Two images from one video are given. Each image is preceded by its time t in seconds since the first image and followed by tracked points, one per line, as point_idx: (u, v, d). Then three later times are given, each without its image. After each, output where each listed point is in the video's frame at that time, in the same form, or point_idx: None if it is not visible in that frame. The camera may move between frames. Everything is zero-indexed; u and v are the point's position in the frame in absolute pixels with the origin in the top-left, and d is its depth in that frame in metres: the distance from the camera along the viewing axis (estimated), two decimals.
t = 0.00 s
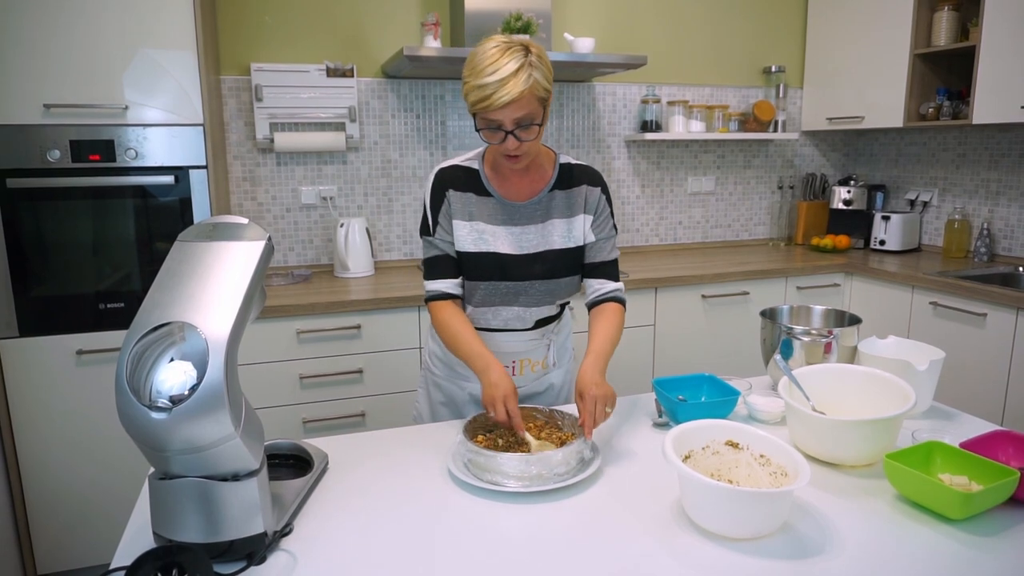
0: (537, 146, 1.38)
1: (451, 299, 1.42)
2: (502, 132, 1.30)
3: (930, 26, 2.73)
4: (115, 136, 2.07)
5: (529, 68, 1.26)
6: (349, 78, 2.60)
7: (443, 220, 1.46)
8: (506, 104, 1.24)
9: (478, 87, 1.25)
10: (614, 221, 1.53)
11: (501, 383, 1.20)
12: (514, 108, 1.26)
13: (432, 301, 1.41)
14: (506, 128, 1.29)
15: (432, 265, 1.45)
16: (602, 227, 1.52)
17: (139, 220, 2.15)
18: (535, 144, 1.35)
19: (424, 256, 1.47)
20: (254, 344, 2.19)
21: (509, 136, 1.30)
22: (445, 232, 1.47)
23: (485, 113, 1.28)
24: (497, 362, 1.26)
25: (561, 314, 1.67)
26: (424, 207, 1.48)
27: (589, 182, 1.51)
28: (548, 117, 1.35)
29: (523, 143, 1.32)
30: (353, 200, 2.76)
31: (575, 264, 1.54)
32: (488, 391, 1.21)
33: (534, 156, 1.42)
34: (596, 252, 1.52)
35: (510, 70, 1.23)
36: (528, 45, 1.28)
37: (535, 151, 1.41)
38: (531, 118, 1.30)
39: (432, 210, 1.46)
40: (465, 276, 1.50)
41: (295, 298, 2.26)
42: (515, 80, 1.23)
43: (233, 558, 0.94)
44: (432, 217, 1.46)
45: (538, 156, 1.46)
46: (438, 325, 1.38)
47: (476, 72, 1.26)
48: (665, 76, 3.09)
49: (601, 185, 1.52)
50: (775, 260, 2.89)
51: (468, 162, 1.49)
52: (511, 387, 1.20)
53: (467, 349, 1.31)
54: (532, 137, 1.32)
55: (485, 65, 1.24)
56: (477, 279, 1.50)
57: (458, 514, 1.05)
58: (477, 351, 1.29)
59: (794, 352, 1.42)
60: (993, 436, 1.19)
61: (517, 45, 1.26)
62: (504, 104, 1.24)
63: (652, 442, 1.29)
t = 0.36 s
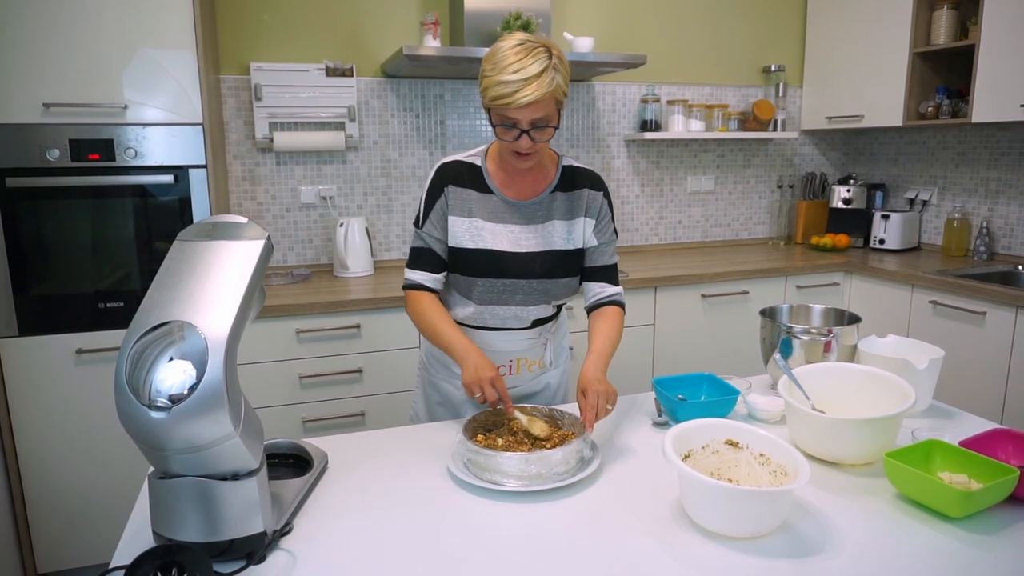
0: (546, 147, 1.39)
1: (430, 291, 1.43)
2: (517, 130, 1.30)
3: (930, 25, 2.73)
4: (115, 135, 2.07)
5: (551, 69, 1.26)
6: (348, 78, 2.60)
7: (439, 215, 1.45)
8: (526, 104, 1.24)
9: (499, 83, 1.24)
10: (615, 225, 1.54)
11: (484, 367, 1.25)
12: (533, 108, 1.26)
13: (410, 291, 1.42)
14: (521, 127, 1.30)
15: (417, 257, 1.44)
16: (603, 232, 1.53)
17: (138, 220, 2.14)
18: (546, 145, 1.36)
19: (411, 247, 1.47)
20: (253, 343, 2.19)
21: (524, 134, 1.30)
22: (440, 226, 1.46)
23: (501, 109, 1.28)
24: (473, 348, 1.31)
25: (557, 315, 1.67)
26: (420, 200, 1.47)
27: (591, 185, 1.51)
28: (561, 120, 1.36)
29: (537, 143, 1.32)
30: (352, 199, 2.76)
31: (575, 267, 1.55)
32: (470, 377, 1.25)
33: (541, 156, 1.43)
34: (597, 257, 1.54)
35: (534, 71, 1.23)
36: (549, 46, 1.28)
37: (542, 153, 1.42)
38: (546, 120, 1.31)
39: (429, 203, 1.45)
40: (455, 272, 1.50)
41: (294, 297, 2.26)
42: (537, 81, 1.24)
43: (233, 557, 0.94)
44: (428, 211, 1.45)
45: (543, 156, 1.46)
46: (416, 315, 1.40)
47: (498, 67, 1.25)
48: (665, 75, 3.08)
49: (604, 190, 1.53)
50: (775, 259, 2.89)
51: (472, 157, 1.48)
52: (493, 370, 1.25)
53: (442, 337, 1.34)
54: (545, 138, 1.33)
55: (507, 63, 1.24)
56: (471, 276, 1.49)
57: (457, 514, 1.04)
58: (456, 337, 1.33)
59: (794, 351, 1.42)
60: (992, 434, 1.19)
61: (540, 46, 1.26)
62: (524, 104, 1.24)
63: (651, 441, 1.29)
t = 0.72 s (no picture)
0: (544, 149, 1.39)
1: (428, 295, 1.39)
2: (518, 131, 1.30)
3: (930, 26, 2.73)
4: (115, 135, 2.07)
5: (555, 72, 1.26)
6: (348, 78, 2.60)
7: (437, 216, 1.43)
8: (529, 107, 1.24)
9: (503, 84, 1.24)
10: (611, 226, 1.55)
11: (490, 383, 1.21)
12: (535, 110, 1.26)
13: (410, 297, 1.38)
14: (522, 129, 1.30)
15: (416, 258, 1.41)
16: (599, 233, 1.54)
17: (138, 220, 2.14)
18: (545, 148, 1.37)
19: (408, 248, 1.43)
20: (254, 344, 2.19)
21: (525, 137, 1.30)
22: (438, 227, 1.44)
23: (503, 110, 1.27)
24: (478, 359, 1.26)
25: (551, 315, 1.68)
26: (417, 201, 1.45)
27: (586, 188, 1.52)
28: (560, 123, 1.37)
29: (537, 146, 1.32)
30: (352, 199, 2.76)
31: (572, 269, 1.56)
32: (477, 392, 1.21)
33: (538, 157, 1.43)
34: (593, 258, 1.55)
35: (538, 74, 1.23)
36: (552, 49, 1.28)
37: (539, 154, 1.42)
38: (547, 123, 1.31)
39: (427, 204, 1.43)
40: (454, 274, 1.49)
41: (294, 297, 2.26)
42: (541, 85, 1.24)
43: (234, 558, 0.94)
44: (426, 212, 1.43)
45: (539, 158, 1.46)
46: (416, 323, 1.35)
47: (501, 68, 1.25)
48: (665, 76, 3.09)
49: (599, 191, 1.53)
50: (776, 260, 2.89)
51: (468, 159, 1.47)
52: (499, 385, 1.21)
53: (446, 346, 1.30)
54: (545, 141, 1.33)
55: (511, 65, 1.24)
56: (469, 278, 1.49)
57: (458, 514, 1.04)
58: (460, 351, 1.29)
59: (795, 352, 1.42)
60: (992, 435, 1.19)
61: (543, 49, 1.26)
62: (527, 107, 1.25)
63: (652, 441, 1.29)
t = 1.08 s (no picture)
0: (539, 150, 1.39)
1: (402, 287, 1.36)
2: (514, 129, 1.30)
3: (930, 26, 2.73)
4: (115, 135, 2.07)
5: (553, 73, 1.27)
6: (348, 78, 2.60)
7: (425, 210, 1.41)
8: (527, 105, 1.24)
9: (501, 81, 1.24)
10: (604, 228, 1.56)
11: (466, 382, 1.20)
12: (532, 109, 1.26)
13: (383, 289, 1.34)
14: (518, 127, 1.29)
15: (394, 249, 1.37)
16: (593, 235, 1.55)
17: (139, 220, 2.14)
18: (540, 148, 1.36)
19: (390, 238, 1.40)
20: (254, 344, 2.18)
21: (521, 135, 1.30)
22: (424, 221, 1.42)
23: (499, 108, 1.27)
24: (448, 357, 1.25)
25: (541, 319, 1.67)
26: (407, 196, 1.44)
27: (580, 190, 1.52)
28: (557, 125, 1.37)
29: (532, 145, 1.32)
30: (353, 200, 2.75)
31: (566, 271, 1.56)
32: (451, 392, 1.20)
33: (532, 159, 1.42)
34: (588, 260, 1.56)
35: (536, 73, 1.24)
36: (551, 50, 1.29)
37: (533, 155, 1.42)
38: (544, 123, 1.31)
39: (417, 198, 1.41)
40: (445, 272, 1.48)
41: (294, 298, 2.26)
42: (539, 84, 1.24)
43: (234, 559, 0.94)
44: (415, 205, 1.41)
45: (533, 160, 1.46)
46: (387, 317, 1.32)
47: (500, 65, 1.25)
48: (665, 76, 3.09)
49: (592, 194, 1.53)
50: (776, 260, 2.89)
51: (463, 158, 1.46)
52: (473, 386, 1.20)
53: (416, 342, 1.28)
54: (540, 142, 1.33)
55: (510, 62, 1.24)
56: (461, 278, 1.48)
57: (458, 515, 1.04)
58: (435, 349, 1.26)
59: (796, 352, 1.41)
60: (994, 436, 1.19)
61: (543, 49, 1.27)
62: (524, 105, 1.24)
63: (654, 442, 1.28)
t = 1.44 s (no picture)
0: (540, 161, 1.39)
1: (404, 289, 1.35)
2: (515, 140, 1.30)
3: (931, 26, 2.73)
4: (116, 135, 2.07)
5: (562, 90, 1.26)
6: (349, 78, 2.59)
7: (427, 212, 1.41)
8: (530, 120, 1.24)
9: (507, 92, 1.23)
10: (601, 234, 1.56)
11: (463, 381, 1.19)
12: (536, 124, 1.26)
13: (385, 288, 1.35)
14: (520, 138, 1.30)
15: (396, 251, 1.38)
16: (590, 240, 1.55)
17: (139, 220, 2.14)
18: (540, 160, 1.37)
19: (392, 241, 1.40)
20: (255, 344, 2.18)
21: (521, 147, 1.30)
22: (425, 223, 1.41)
23: (503, 117, 1.27)
24: (446, 358, 1.23)
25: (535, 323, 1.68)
26: (408, 197, 1.43)
27: (578, 196, 1.52)
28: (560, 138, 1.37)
29: (532, 158, 1.33)
30: (353, 199, 2.75)
31: (563, 275, 1.56)
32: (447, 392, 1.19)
33: (532, 167, 1.43)
34: (585, 264, 1.56)
35: (544, 90, 1.23)
36: (564, 66, 1.28)
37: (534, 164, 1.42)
38: (546, 138, 1.31)
39: (419, 200, 1.41)
40: (444, 274, 1.48)
41: (295, 297, 2.26)
42: (546, 101, 1.24)
43: (236, 559, 0.94)
44: (416, 207, 1.40)
45: (535, 167, 1.46)
46: (387, 315, 1.32)
47: (510, 75, 1.24)
48: (665, 76, 3.08)
49: (589, 199, 1.53)
50: (777, 260, 2.89)
51: (463, 160, 1.47)
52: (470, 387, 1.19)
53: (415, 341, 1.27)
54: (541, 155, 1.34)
55: (519, 75, 1.23)
56: (462, 279, 1.47)
57: (459, 515, 1.04)
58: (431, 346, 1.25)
59: (797, 351, 1.41)
60: (996, 435, 1.19)
61: (555, 65, 1.26)
62: (528, 120, 1.24)
63: (655, 442, 1.28)
